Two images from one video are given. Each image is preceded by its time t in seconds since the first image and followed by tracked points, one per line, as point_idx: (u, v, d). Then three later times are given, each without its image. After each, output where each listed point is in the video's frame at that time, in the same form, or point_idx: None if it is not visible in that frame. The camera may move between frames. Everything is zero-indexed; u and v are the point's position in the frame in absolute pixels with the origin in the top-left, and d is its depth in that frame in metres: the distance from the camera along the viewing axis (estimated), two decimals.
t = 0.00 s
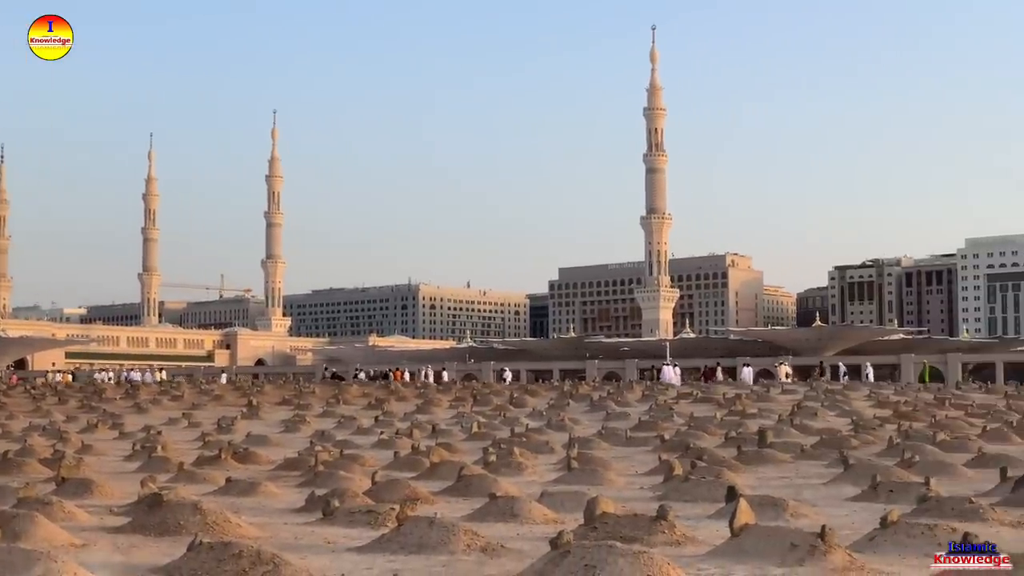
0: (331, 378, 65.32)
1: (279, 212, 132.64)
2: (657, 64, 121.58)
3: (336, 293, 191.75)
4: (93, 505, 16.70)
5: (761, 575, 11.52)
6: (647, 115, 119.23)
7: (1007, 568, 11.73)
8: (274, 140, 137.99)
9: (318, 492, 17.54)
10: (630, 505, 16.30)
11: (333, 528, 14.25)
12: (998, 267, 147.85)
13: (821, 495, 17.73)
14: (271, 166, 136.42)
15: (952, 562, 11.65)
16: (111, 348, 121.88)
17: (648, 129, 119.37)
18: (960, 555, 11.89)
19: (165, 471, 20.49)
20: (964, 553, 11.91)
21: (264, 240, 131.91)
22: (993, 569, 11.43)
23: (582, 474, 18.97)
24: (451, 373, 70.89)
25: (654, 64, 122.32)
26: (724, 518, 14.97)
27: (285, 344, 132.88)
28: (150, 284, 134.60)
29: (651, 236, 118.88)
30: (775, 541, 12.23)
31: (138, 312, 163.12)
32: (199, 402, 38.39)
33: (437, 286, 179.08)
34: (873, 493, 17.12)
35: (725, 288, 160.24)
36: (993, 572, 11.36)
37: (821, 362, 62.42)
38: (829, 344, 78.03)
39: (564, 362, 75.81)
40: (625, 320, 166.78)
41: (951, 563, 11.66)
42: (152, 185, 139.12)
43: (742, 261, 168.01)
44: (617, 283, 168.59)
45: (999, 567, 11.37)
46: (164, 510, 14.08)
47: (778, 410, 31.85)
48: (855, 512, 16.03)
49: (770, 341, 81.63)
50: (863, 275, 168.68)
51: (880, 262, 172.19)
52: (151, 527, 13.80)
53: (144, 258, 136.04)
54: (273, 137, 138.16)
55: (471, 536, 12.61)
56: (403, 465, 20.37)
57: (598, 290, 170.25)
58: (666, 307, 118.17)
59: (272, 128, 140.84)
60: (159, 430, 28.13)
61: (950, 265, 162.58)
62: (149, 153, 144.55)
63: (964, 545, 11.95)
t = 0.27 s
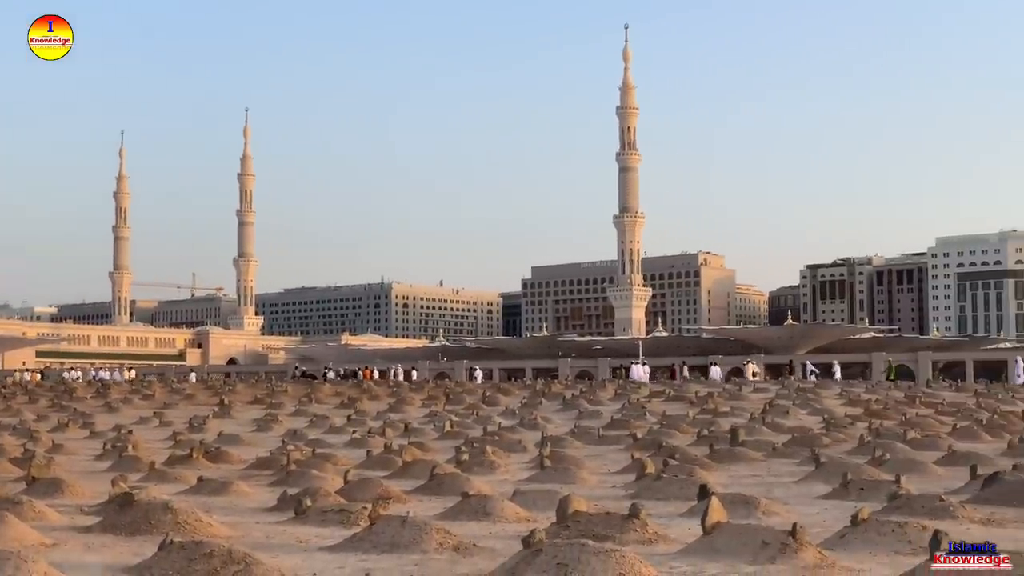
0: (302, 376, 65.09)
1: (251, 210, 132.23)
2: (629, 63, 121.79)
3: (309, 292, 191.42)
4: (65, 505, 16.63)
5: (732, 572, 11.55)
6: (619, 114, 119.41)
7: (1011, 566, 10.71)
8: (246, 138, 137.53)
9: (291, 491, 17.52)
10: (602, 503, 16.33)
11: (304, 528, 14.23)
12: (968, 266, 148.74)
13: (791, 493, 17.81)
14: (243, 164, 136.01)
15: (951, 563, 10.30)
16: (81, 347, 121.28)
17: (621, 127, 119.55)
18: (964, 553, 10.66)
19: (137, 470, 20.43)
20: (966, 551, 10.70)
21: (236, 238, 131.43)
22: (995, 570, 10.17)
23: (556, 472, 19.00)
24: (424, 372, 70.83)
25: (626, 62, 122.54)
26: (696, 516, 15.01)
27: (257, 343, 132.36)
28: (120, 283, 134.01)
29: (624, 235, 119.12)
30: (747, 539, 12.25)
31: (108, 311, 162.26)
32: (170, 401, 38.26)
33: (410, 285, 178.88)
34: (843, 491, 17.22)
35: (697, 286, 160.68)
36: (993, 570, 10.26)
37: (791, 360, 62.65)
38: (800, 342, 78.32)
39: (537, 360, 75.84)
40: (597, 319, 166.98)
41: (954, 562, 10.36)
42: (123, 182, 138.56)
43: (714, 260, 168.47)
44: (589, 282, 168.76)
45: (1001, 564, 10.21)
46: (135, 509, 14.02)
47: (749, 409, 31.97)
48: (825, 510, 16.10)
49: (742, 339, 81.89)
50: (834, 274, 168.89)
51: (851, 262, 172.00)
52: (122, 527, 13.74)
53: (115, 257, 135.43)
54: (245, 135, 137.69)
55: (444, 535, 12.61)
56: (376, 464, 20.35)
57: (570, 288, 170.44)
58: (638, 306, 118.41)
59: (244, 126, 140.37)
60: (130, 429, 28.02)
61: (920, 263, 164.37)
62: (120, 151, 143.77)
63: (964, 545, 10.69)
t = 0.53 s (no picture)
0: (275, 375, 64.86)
1: (225, 208, 131.77)
2: (603, 62, 121.96)
3: (282, 290, 190.93)
4: (36, 504, 16.53)
5: (705, 569, 11.58)
6: (593, 113, 119.53)
7: (1009, 566, 10.78)
8: (219, 136, 137.06)
9: (264, 490, 17.47)
10: (575, 502, 16.34)
11: (277, 527, 14.18)
12: (940, 266, 148.90)
13: (764, 492, 17.86)
14: (217, 162, 135.53)
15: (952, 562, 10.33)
16: (53, 345, 120.59)
17: (594, 126, 119.69)
18: (964, 553, 10.69)
19: (108, 469, 20.32)
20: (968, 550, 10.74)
21: (209, 236, 130.95)
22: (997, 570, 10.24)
23: (529, 471, 19.00)
24: (398, 371, 70.77)
25: (601, 62, 122.71)
26: (668, 514, 15.05)
27: (230, 341, 131.88)
28: (92, 281, 133.39)
29: (597, 234, 119.26)
30: (719, 538, 12.29)
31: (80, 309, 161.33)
32: (142, 399, 38.06)
33: (383, 283, 178.56)
34: (814, 490, 17.30)
35: (671, 286, 161.05)
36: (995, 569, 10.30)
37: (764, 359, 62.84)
38: (774, 341, 78.57)
39: (511, 359, 75.82)
40: (571, 317, 167.07)
41: (955, 562, 10.38)
42: (95, 180, 137.91)
43: (688, 259, 168.85)
44: (563, 281, 168.85)
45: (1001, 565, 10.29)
46: (107, 508, 13.97)
47: (723, 408, 32.03)
48: (797, 509, 16.14)
49: (715, 338, 82.10)
50: (807, 273, 169.37)
51: (822, 260, 173.05)
52: (94, 526, 13.68)
53: (87, 254, 134.77)
54: (218, 133, 137.22)
55: (417, 534, 12.60)
56: (349, 463, 20.32)
57: (544, 287, 170.49)
58: (612, 304, 118.56)
59: (217, 123, 139.90)
60: (101, 428, 27.86)
61: (892, 264, 165.65)
62: (92, 148, 143.08)
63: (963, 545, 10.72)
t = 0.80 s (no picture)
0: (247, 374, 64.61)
1: (197, 207, 131.32)
2: (577, 63, 122.02)
3: (254, 289, 190.35)
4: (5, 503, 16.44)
5: (676, 569, 11.61)
6: (567, 113, 119.58)
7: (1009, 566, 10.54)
8: (191, 133, 136.51)
9: (235, 489, 17.41)
10: (547, 502, 16.37)
11: (248, 526, 14.14)
12: (910, 267, 149.94)
13: (735, 491, 17.91)
14: (189, 160, 134.99)
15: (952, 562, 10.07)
16: (23, 344, 119.90)
17: (568, 126, 119.76)
18: (962, 553, 10.48)
19: (78, 468, 20.21)
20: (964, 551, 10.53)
21: (181, 234, 130.41)
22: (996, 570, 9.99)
23: (501, 471, 19.00)
24: (369, 371, 70.70)
25: (574, 62, 122.81)
26: (641, 513, 15.07)
27: (201, 340, 131.39)
28: (63, 279, 132.72)
29: (570, 234, 119.38)
30: (689, 537, 12.34)
31: (51, 308, 160.24)
32: (113, 398, 37.87)
33: (356, 282, 178.20)
34: (785, 490, 17.34)
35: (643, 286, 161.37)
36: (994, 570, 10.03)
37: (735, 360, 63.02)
38: (746, 342, 78.77)
39: (484, 359, 75.78)
40: (544, 317, 167.13)
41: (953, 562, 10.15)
42: (66, 177, 137.15)
43: (661, 259, 169.18)
44: (536, 281, 168.90)
45: (1001, 565, 9.99)
46: (77, 507, 13.90)
47: (695, 408, 32.08)
48: (767, 509, 16.20)
49: (688, 338, 82.25)
50: (780, 274, 170.24)
51: (795, 261, 173.85)
52: (63, 525, 13.62)
53: (58, 253, 134.02)
54: (190, 130, 136.67)
55: (388, 533, 12.59)
56: (320, 462, 20.29)
57: (517, 287, 170.51)
58: (585, 304, 118.68)
59: (189, 121, 139.32)
60: (71, 428, 27.69)
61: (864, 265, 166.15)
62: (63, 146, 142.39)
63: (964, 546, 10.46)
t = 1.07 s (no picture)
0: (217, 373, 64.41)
1: (167, 206, 130.77)
2: (549, 63, 122.14)
3: (225, 289, 189.85)
4: None
5: (646, 569, 11.63)
6: (539, 114, 119.68)
7: (1007, 568, 10.46)
8: (162, 132, 135.98)
9: (205, 489, 17.36)
10: (518, 502, 16.38)
11: (217, 527, 14.08)
12: (880, 268, 151.07)
13: (705, 492, 17.97)
14: (159, 159, 134.51)
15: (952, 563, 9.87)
16: None
17: (540, 127, 119.85)
18: (960, 556, 10.35)
19: (46, 468, 20.11)
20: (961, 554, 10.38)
21: (151, 234, 129.93)
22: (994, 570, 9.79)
23: (472, 471, 19.00)
24: (340, 371, 70.58)
25: (547, 62, 122.91)
26: (612, 514, 15.08)
27: (171, 340, 130.93)
28: (32, 277, 132.05)
29: (542, 235, 119.49)
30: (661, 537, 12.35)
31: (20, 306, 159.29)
32: (82, 398, 37.69)
33: (328, 282, 177.89)
34: (755, 491, 17.40)
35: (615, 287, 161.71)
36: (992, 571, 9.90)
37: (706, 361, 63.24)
38: (717, 343, 79.03)
39: (455, 359, 75.76)
40: (515, 318, 167.25)
41: (953, 562, 9.99)
42: (36, 176, 136.46)
43: (632, 259, 169.52)
44: (508, 281, 169.01)
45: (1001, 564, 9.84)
46: (45, 507, 13.83)
47: (665, 409, 32.16)
48: (737, 509, 16.26)
49: (659, 339, 82.46)
50: (751, 275, 170.95)
51: (767, 262, 174.58)
52: (32, 525, 13.55)
53: (27, 252, 133.35)
54: (161, 129, 136.15)
55: (359, 533, 12.57)
56: (291, 462, 20.24)
57: (488, 287, 170.59)
58: (556, 305, 118.87)
59: (160, 120, 138.76)
60: (40, 427, 27.55)
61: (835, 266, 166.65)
62: (33, 144, 141.60)
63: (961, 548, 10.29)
